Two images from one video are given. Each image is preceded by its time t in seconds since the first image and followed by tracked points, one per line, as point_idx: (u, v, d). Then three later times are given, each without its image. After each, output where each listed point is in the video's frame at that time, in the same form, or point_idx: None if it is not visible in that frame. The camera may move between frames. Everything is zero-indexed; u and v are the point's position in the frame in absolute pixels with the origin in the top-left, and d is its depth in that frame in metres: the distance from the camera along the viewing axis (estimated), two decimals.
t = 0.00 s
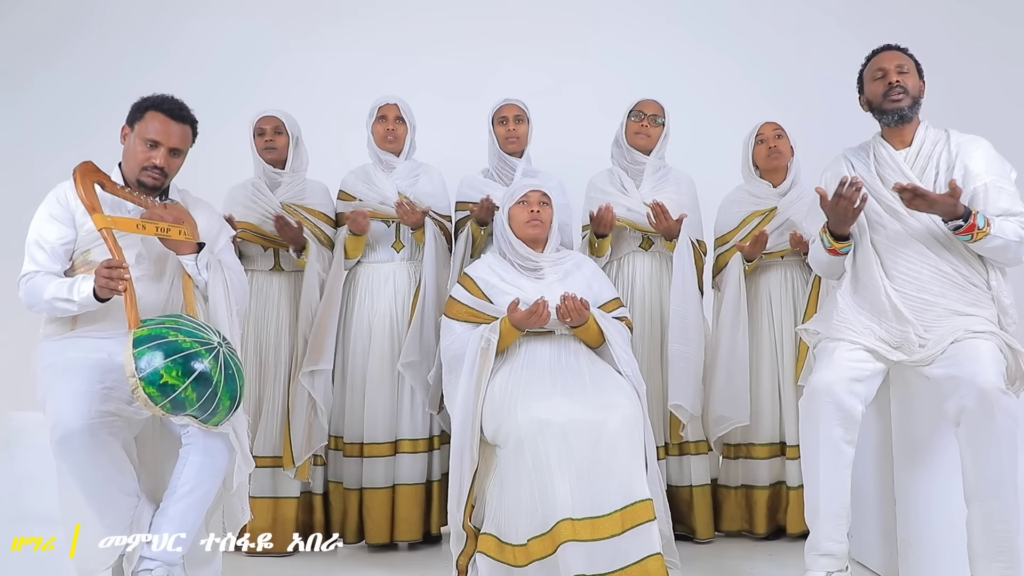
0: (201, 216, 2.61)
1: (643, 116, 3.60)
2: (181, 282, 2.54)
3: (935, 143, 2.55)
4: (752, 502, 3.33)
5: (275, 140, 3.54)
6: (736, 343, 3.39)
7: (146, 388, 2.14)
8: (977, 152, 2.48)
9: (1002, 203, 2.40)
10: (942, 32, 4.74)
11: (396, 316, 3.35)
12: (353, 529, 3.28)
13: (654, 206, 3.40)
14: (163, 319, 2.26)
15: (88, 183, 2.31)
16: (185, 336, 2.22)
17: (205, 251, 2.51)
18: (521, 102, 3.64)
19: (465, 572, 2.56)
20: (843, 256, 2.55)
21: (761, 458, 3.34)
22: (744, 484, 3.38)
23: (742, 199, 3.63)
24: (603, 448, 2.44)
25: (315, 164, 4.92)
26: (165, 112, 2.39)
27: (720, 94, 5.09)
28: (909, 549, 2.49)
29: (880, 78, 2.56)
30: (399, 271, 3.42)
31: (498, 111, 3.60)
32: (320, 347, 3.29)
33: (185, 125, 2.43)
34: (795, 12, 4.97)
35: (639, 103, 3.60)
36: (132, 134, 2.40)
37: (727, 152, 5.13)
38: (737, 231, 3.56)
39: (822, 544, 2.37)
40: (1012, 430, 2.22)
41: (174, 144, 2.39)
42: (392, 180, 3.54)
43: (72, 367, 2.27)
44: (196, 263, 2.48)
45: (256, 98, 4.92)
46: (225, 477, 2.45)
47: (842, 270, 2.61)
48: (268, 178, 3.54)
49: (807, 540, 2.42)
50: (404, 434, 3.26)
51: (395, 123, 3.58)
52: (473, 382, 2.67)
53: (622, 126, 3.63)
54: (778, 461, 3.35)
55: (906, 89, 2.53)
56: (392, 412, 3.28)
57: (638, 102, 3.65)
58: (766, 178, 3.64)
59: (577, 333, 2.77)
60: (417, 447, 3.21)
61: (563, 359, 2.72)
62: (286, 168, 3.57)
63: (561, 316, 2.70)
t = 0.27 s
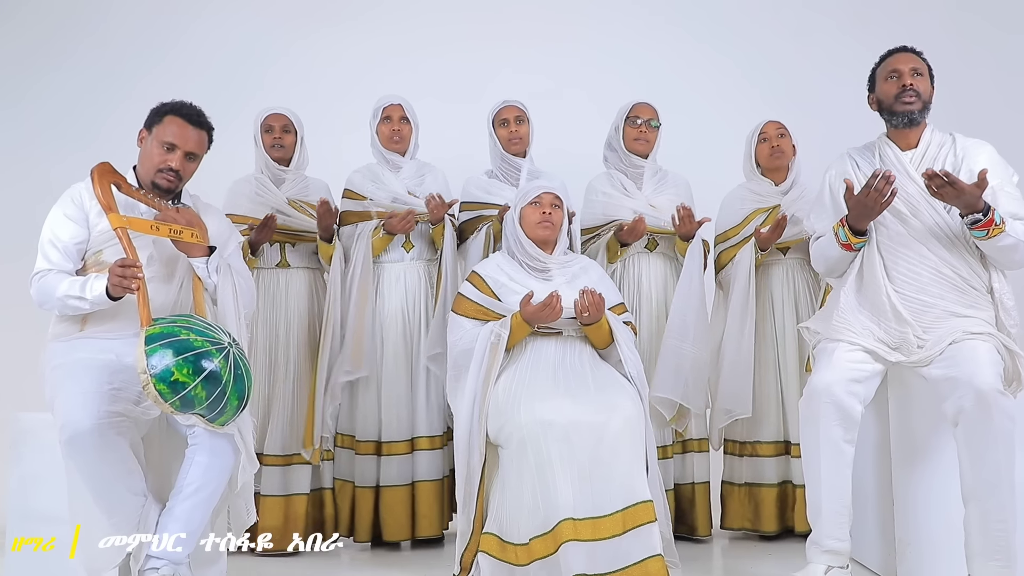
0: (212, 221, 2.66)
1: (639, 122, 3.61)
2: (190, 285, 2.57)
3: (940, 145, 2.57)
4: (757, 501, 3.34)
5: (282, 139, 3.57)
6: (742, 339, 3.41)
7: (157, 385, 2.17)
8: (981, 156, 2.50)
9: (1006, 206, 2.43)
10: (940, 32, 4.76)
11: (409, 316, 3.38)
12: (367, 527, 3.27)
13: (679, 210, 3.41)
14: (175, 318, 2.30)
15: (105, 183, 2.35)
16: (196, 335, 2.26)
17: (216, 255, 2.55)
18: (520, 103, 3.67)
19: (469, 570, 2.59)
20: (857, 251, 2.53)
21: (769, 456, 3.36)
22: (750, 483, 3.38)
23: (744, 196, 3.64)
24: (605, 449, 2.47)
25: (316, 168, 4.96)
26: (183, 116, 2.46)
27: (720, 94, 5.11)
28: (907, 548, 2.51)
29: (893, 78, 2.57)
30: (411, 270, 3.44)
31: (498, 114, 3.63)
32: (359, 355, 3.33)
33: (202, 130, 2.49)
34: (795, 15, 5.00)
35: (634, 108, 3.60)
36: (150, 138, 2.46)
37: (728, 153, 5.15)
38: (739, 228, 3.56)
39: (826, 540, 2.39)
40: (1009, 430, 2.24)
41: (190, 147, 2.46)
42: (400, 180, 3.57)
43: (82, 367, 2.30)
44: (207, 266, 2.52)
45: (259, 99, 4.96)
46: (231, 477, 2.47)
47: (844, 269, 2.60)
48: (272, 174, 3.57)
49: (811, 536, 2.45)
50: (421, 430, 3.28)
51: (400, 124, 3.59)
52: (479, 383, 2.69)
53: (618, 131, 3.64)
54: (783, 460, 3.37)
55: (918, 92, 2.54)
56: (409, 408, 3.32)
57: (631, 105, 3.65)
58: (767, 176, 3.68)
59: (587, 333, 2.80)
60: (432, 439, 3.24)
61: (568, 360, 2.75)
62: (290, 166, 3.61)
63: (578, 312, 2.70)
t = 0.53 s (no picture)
0: (218, 223, 2.70)
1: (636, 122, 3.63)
2: (195, 286, 2.61)
3: (932, 150, 2.61)
4: (750, 499, 3.38)
5: (293, 139, 3.61)
6: (755, 344, 3.40)
7: (164, 382, 2.21)
8: (973, 160, 2.54)
9: (996, 211, 2.47)
10: (935, 35, 4.82)
11: (419, 317, 3.43)
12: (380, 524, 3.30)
13: (693, 194, 3.49)
14: (182, 317, 2.34)
15: (116, 184, 2.40)
16: (203, 335, 2.30)
17: (222, 257, 2.60)
18: (523, 106, 3.71)
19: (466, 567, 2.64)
20: (850, 255, 2.57)
21: (760, 457, 3.40)
22: (742, 481, 3.42)
23: (743, 198, 3.65)
24: (603, 448, 2.51)
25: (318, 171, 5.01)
26: (193, 118, 2.51)
27: (719, 97, 5.14)
28: (899, 545, 2.55)
29: (894, 82, 2.60)
30: (419, 272, 3.49)
31: (502, 117, 3.68)
32: (387, 356, 3.34)
33: (211, 132, 2.54)
34: (793, 20, 5.04)
35: (629, 108, 3.63)
36: (161, 139, 2.51)
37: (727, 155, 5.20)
38: (740, 230, 3.58)
39: (814, 540, 2.43)
40: (999, 430, 2.28)
41: (200, 148, 2.51)
42: (409, 182, 3.63)
43: (87, 366, 2.34)
44: (212, 268, 2.57)
45: (260, 101, 5.01)
46: (233, 476, 2.51)
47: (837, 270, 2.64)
48: (281, 173, 3.61)
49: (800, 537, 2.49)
50: (436, 430, 3.35)
51: (409, 127, 3.64)
52: (480, 381, 2.74)
53: (617, 132, 3.66)
54: (776, 460, 3.42)
55: (916, 97, 2.57)
56: (423, 407, 3.39)
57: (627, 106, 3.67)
58: (767, 177, 3.71)
59: (589, 336, 2.84)
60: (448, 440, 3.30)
61: (566, 362, 2.78)
62: (298, 166, 3.65)
63: (587, 317, 2.72)
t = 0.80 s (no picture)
0: (220, 229, 2.73)
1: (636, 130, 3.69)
2: (198, 290, 2.65)
3: (922, 155, 2.65)
4: (751, 502, 3.41)
5: (300, 150, 3.66)
6: (760, 353, 3.44)
7: (168, 385, 2.25)
8: (962, 165, 2.58)
9: (981, 215, 2.51)
10: (932, 35, 4.89)
11: (420, 320, 3.47)
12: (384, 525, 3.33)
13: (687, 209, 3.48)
14: (185, 322, 2.39)
15: (119, 191, 2.43)
16: (205, 338, 2.35)
17: (224, 262, 2.64)
18: (529, 112, 3.75)
19: (466, 567, 2.69)
20: (829, 259, 2.66)
21: (757, 460, 3.43)
22: (743, 484, 3.45)
23: (739, 205, 3.70)
24: (600, 448, 2.55)
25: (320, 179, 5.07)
26: (195, 127, 2.54)
27: (718, 97, 5.18)
28: (893, 545, 2.59)
29: (881, 88, 2.64)
30: (419, 276, 3.53)
31: (508, 122, 3.72)
32: (384, 357, 3.39)
33: (212, 141, 2.57)
34: (790, 22, 5.09)
35: (629, 117, 3.70)
36: (163, 147, 2.54)
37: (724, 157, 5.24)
38: (735, 237, 3.62)
39: (810, 539, 2.47)
40: (989, 430, 2.32)
41: (201, 157, 2.53)
42: (412, 190, 3.67)
43: (92, 370, 2.38)
44: (215, 273, 2.61)
45: (259, 103, 5.05)
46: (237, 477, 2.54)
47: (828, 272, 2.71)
48: (289, 185, 3.67)
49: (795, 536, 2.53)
50: (440, 433, 3.40)
51: (416, 134, 3.69)
52: (478, 386, 2.78)
53: (618, 140, 3.72)
54: (774, 463, 3.45)
55: (903, 104, 2.61)
56: (427, 413, 3.43)
57: (627, 115, 3.75)
58: (764, 185, 3.75)
59: (580, 338, 2.87)
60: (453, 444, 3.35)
61: (564, 362, 2.82)
62: (306, 178, 3.70)
63: (572, 321, 2.79)
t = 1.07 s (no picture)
0: (221, 230, 2.76)
1: (636, 132, 3.75)
2: (201, 292, 2.70)
3: (910, 158, 2.69)
4: (752, 497, 3.44)
5: (299, 149, 3.70)
6: (750, 343, 3.52)
7: (172, 388, 2.29)
8: (949, 166, 2.62)
9: (964, 214, 2.55)
10: (931, 35, 4.93)
11: (412, 320, 3.51)
12: (376, 522, 3.41)
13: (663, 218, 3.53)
14: (188, 324, 2.43)
15: (121, 195, 2.46)
16: (209, 340, 2.39)
17: (225, 263, 2.68)
18: (531, 114, 3.79)
19: (466, 565, 2.74)
20: (809, 256, 2.73)
21: (758, 456, 3.47)
22: (743, 479, 3.49)
23: (732, 204, 3.76)
24: (597, 447, 2.59)
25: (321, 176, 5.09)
26: (192, 128, 2.59)
27: (717, 98, 5.22)
28: (886, 543, 2.63)
29: (863, 94, 2.70)
30: (412, 277, 3.57)
31: (510, 122, 3.75)
32: (369, 349, 3.46)
33: (211, 142, 2.62)
34: (788, 24, 5.13)
35: (630, 120, 3.75)
36: (162, 150, 2.59)
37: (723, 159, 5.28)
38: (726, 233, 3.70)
39: (807, 535, 2.51)
40: (979, 431, 2.36)
41: (201, 158, 2.59)
42: (407, 189, 3.69)
43: (98, 370, 2.42)
44: (217, 274, 2.65)
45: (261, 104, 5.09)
46: (239, 476, 2.59)
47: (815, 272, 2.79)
48: (289, 183, 3.70)
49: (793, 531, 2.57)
50: (429, 431, 3.44)
51: (414, 134, 3.73)
52: (473, 387, 2.82)
53: (618, 143, 3.78)
54: (772, 459, 3.49)
55: (886, 107, 2.66)
56: (415, 411, 3.47)
57: (629, 118, 3.79)
58: (758, 185, 3.79)
59: (571, 336, 2.91)
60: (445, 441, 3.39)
61: (559, 362, 2.86)
62: (306, 176, 3.73)
63: (556, 317, 2.84)
